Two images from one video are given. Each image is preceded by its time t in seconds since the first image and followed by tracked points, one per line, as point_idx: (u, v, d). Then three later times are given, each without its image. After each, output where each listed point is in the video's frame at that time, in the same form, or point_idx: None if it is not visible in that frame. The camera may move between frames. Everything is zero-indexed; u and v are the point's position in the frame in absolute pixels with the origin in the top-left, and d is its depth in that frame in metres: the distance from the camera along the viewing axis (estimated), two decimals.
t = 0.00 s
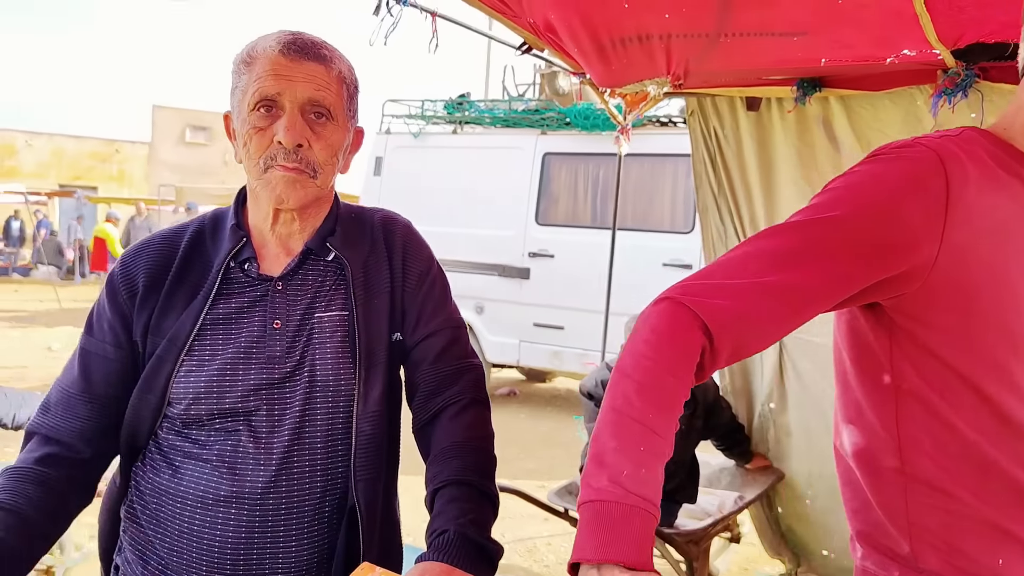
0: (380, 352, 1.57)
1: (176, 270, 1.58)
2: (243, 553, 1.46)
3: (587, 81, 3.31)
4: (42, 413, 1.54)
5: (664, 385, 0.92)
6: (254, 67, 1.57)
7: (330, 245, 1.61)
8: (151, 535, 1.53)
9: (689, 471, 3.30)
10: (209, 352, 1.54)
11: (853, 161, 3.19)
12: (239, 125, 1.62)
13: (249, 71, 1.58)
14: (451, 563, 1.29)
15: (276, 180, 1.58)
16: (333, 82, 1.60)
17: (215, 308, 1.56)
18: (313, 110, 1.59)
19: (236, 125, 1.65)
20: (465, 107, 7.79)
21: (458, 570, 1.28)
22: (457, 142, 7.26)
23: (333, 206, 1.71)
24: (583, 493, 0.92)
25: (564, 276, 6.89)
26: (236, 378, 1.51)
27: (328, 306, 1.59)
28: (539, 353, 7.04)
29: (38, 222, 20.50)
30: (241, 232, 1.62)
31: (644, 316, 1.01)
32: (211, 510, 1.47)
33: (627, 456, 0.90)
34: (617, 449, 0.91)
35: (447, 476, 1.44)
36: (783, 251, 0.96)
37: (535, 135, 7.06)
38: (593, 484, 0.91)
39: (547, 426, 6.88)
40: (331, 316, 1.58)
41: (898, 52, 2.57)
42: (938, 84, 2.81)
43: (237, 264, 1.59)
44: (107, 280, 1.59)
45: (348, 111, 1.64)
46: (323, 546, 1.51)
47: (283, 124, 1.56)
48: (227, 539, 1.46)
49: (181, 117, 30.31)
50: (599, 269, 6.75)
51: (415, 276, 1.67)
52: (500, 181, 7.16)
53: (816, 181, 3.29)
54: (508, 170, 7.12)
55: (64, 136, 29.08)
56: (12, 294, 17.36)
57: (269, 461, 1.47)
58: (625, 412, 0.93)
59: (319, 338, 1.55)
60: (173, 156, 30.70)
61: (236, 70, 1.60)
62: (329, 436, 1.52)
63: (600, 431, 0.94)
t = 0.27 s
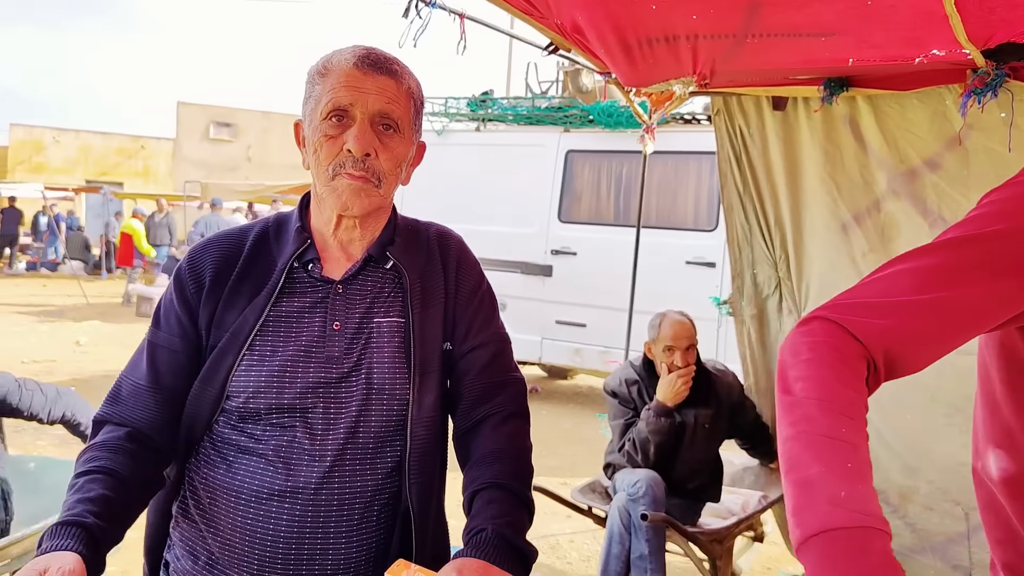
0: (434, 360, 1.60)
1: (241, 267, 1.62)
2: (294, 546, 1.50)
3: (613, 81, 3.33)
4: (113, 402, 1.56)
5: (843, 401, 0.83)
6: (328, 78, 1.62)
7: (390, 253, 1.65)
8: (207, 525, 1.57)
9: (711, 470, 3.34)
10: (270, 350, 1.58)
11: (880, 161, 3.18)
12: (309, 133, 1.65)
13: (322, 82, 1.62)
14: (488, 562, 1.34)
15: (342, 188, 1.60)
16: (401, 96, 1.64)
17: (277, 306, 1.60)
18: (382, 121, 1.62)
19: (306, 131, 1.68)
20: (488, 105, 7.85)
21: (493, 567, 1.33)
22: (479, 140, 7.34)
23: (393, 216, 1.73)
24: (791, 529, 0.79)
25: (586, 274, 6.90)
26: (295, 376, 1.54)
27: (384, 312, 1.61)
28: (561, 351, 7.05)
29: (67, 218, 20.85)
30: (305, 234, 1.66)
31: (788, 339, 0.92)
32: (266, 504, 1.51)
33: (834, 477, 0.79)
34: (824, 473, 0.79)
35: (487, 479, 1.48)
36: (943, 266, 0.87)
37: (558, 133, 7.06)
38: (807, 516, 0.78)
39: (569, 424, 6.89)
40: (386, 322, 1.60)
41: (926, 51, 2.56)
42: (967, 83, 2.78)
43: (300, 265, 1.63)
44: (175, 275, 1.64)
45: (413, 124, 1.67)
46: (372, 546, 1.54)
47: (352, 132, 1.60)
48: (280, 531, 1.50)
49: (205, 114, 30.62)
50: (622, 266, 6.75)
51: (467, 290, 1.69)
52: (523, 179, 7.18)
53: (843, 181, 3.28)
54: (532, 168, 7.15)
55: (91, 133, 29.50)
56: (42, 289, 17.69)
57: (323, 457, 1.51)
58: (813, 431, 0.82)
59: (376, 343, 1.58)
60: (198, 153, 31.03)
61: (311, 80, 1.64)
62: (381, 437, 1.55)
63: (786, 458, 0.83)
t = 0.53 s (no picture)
0: (476, 369, 1.50)
1: (289, 268, 1.50)
2: (330, 546, 1.44)
3: (628, 78, 3.33)
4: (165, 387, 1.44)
5: None
6: (379, 86, 1.51)
7: (434, 262, 1.53)
8: (245, 525, 1.49)
9: (725, 466, 3.36)
10: (312, 350, 1.47)
11: (896, 158, 3.17)
12: (359, 140, 1.55)
13: (375, 91, 1.51)
14: (512, 563, 1.30)
15: (388, 198, 1.50)
16: (453, 109, 1.53)
17: (324, 307, 1.48)
18: (432, 133, 1.51)
19: (357, 139, 1.58)
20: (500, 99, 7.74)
21: (518, 569, 1.29)
22: (492, 134, 7.38)
23: (437, 224, 1.61)
24: None
25: (598, 268, 6.91)
26: (337, 380, 1.44)
27: (427, 318, 1.51)
28: (573, 345, 7.07)
29: (80, 211, 21.03)
30: (354, 237, 1.55)
31: None
32: (302, 504, 1.44)
33: None
34: None
35: (516, 483, 1.42)
36: None
37: (570, 128, 7.08)
38: None
39: (580, 418, 6.92)
40: (430, 328, 1.50)
41: (944, 48, 2.55)
42: (985, 81, 2.77)
43: (347, 269, 1.52)
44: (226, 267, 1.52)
45: (463, 137, 1.56)
46: (410, 548, 1.47)
47: (401, 142, 1.49)
48: (314, 531, 1.43)
49: (216, 107, 30.74)
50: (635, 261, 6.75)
51: (511, 296, 1.58)
52: (535, 173, 7.19)
53: (858, 178, 3.27)
54: (544, 163, 7.16)
55: (103, 126, 29.66)
56: (56, 281, 17.86)
57: (362, 461, 1.43)
58: None
59: (418, 348, 1.48)
60: (210, 146, 31.19)
61: (363, 87, 1.54)
62: (423, 445, 1.46)
63: None
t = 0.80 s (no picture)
0: (514, 377, 1.49)
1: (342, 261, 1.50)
2: (365, 553, 1.39)
3: (634, 76, 3.32)
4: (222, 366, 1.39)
5: None
6: (422, 96, 1.48)
7: (473, 270, 1.51)
8: (281, 528, 1.44)
9: (730, 464, 3.38)
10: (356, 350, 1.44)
11: (903, 157, 3.18)
12: (399, 150, 1.51)
13: (417, 100, 1.48)
14: (537, 566, 1.32)
15: (427, 206, 1.45)
16: (494, 121, 1.49)
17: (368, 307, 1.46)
18: (473, 143, 1.47)
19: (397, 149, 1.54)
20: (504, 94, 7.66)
21: (542, 572, 1.31)
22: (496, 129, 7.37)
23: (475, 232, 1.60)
24: None
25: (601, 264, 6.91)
26: (378, 382, 1.41)
27: (466, 325, 1.49)
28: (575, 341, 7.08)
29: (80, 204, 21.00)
30: (399, 239, 1.52)
31: None
32: (337, 508, 1.39)
33: None
34: None
35: (542, 488, 1.44)
36: None
37: (573, 123, 7.08)
38: None
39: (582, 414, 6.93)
40: (469, 335, 1.48)
41: (952, 49, 2.55)
42: (992, 81, 2.77)
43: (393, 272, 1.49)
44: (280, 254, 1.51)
45: (504, 148, 1.52)
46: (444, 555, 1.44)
47: (443, 150, 1.45)
48: (347, 538, 1.38)
49: (215, 100, 30.65)
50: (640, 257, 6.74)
51: (545, 307, 1.59)
52: (537, 169, 7.20)
53: (864, 177, 3.28)
54: (546, 159, 7.17)
55: (102, 119, 29.57)
56: (56, 275, 17.85)
57: (400, 465, 1.40)
58: None
59: (457, 354, 1.46)
60: (209, 139, 31.11)
61: (405, 97, 1.50)
62: (460, 450, 1.44)
63: None
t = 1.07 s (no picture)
0: (530, 382, 1.53)
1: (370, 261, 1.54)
2: (383, 552, 1.42)
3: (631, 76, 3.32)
4: (259, 359, 1.39)
5: None
6: (451, 105, 1.56)
7: (493, 277, 1.55)
8: (299, 525, 1.46)
9: (724, 460, 3.43)
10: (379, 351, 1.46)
11: (895, 159, 3.22)
12: (426, 157, 1.58)
13: (446, 108, 1.56)
14: (553, 565, 1.35)
15: (450, 211, 1.47)
16: (520, 132, 1.57)
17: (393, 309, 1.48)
18: (498, 154, 1.54)
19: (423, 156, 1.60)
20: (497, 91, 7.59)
21: (559, 571, 1.34)
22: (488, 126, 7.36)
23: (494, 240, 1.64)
24: None
25: (592, 261, 6.95)
26: (401, 385, 1.43)
27: (486, 330, 1.52)
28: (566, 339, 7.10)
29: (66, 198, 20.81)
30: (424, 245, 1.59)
31: None
32: (357, 508, 1.41)
33: None
34: None
35: (555, 489, 1.47)
36: None
37: (566, 121, 7.05)
38: None
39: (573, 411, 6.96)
40: (488, 340, 1.52)
41: (946, 53, 2.59)
42: (984, 85, 2.82)
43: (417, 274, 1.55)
44: (309, 253, 1.53)
45: (525, 161, 1.60)
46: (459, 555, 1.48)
47: (470, 158, 1.51)
48: (366, 537, 1.41)
49: (202, 94, 30.42)
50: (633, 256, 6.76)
51: (561, 315, 1.65)
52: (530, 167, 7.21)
53: (857, 178, 3.32)
54: (539, 157, 7.19)
55: (87, 112, 29.27)
56: (42, 269, 17.68)
57: (419, 466, 1.41)
58: None
59: (478, 358, 1.49)
60: (196, 133, 30.88)
61: (434, 105, 1.59)
62: (478, 452, 1.47)
63: None
